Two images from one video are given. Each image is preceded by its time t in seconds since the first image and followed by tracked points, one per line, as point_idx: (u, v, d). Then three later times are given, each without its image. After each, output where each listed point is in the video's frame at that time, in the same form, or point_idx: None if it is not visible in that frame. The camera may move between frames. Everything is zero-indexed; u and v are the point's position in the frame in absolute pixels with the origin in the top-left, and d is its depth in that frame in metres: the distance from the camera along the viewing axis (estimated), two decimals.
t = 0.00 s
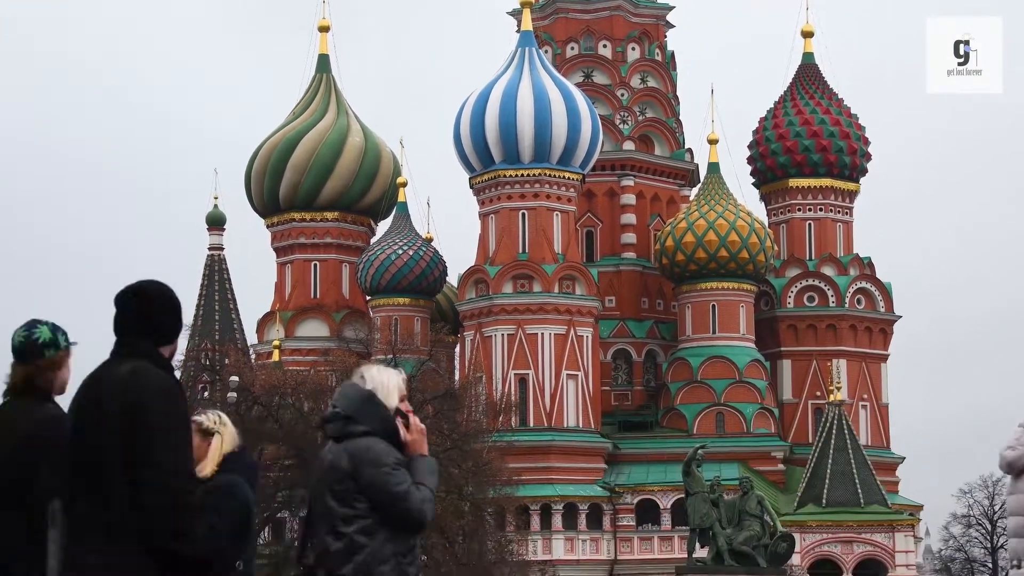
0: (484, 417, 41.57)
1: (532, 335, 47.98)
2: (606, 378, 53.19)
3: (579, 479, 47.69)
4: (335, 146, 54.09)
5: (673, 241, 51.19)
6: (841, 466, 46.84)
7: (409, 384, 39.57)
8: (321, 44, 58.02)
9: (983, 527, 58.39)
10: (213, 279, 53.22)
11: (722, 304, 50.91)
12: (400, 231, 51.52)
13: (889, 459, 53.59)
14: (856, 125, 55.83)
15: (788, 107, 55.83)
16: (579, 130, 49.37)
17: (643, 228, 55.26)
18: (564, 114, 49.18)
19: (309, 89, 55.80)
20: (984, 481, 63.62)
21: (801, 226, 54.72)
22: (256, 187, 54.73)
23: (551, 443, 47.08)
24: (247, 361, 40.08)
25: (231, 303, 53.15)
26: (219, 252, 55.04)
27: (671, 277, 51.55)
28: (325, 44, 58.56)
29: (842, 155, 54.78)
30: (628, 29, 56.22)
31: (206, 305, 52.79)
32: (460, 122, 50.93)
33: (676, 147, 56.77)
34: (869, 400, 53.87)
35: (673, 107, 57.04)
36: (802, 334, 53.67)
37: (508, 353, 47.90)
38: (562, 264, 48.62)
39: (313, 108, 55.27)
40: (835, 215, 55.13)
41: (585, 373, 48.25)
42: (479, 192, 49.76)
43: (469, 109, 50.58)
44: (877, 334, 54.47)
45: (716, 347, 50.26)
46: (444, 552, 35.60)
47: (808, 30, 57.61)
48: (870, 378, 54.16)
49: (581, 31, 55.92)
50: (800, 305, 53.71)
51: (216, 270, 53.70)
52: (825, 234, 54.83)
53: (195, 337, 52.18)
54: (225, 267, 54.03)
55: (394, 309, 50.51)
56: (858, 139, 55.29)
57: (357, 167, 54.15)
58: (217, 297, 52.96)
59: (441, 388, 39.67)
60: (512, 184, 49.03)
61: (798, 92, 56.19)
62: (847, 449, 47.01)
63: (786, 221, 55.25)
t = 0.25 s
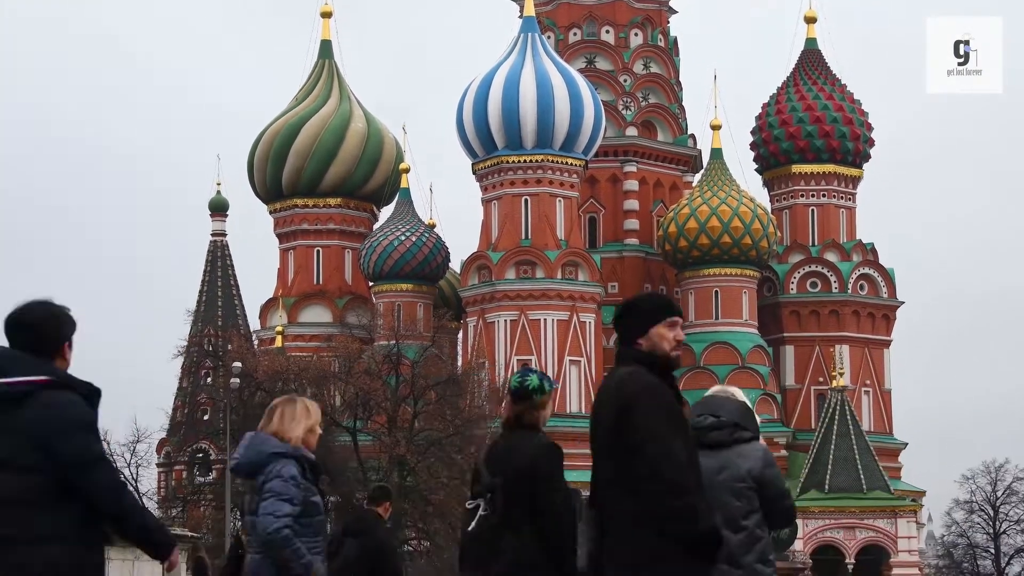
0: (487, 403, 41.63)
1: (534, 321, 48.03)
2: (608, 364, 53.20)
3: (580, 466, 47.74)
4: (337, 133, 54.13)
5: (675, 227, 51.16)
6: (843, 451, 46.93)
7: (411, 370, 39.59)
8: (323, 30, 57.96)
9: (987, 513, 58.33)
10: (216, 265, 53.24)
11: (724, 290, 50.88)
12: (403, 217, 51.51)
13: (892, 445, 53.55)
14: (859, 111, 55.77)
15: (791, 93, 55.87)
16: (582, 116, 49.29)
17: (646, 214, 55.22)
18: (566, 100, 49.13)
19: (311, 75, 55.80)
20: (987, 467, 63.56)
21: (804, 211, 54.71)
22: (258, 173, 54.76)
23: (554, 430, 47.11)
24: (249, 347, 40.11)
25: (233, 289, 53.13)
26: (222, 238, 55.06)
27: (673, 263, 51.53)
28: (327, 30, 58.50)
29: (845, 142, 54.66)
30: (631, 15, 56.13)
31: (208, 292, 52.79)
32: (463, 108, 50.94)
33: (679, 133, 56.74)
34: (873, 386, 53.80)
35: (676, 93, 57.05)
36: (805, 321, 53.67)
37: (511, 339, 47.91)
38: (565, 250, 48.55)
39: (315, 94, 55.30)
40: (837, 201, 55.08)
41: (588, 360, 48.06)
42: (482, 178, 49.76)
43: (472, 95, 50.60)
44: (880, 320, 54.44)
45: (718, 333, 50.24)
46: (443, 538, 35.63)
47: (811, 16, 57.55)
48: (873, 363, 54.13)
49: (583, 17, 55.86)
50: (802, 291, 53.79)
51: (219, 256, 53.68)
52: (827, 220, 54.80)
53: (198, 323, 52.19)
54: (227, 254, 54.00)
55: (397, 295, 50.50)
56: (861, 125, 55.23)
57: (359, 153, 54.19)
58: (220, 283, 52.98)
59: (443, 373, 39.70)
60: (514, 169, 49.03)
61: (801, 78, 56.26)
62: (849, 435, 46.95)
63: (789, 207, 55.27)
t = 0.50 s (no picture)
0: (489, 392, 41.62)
1: (537, 309, 48.03)
2: (610, 352, 53.18)
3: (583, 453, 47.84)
4: (340, 120, 54.10)
5: (678, 215, 51.19)
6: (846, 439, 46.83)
7: (413, 358, 39.47)
8: (326, 19, 57.95)
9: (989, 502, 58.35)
10: (219, 253, 53.23)
11: (727, 278, 50.84)
12: (404, 205, 51.48)
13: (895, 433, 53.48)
14: (862, 98, 55.70)
15: (793, 81, 55.74)
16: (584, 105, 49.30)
17: (648, 202, 55.20)
18: (568, 88, 49.08)
19: (314, 63, 55.74)
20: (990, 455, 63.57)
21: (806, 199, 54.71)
22: (261, 161, 54.74)
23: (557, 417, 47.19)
24: (252, 335, 40.05)
25: (236, 277, 53.14)
26: (224, 226, 55.05)
27: (676, 252, 51.54)
28: (330, 18, 58.48)
29: (848, 129, 54.64)
30: (634, 3, 56.15)
31: (211, 280, 52.81)
32: (465, 96, 50.91)
33: (681, 121, 56.68)
34: (875, 374, 53.78)
35: (678, 81, 56.95)
36: (807, 309, 53.68)
37: (514, 327, 47.92)
38: (568, 239, 48.51)
39: (318, 82, 55.25)
40: (839, 188, 55.09)
41: (590, 347, 48.26)
42: (484, 167, 49.76)
43: (475, 84, 50.59)
44: (883, 308, 54.43)
45: (719, 321, 50.24)
46: (447, 526, 35.56)
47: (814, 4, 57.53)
48: (876, 351, 54.11)
49: (586, 5, 55.84)
50: (804, 279, 53.77)
51: (221, 244, 53.69)
52: (830, 208, 54.79)
53: (201, 311, 52.21)
54: (230, 242, 54.00)
55: (399, 283, 50.55)
56: (863, 113, 55.15)
57: (362, 141, 54.18)
58: (222, 272, 52.97)
59: (446, 362, 39.61)
60: (516, 158, 49.03)
61: (803, 66, 56.10)
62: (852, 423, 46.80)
63: (791, 195, 55.25)
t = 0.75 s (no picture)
0: (492, 378, 41.67)
1: (540, 295, 47.99)
2: (614, 338, 53.20)
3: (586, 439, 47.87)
4: (343, 107, 54.05)
5: (681, 201, 51.10)
6: (850, 425, 46.76)
7: (417, 344, 39.44)
8: (329, 5, 57.92)
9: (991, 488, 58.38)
10: (223, 240, 53.28)
11: (730, 265, 50.82)
12: (408, 191, 51.41)
13: (898, 419, 53.48)
14: (865, 84, 55.66)
15: (797, 66, 55.68)
16: (587, 91, 49.27)
17: (652, 188, 55.18)
18: (572, 75, 49.05)
19: (317, 48, 55.67)
20: (994, 441, 63.61)
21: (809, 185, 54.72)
22: (264, 146, 54.69)
23: (560, 404, 47.24)
24: (255, 321, 40.07)
25: (239, 264, 53.15)
26: (228, 213, 55.09)
27: (679, 238, 51.53)
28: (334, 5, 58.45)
29: (851, 115, 54.58)
30: None
31: (215, 266, 52.84)
32: (468, 82, 50.88)
33: (685, 107, 56.66)
34: (878, 360, 53.77)
35: (681, 67, 56.95)
36: (810, 295, 53.69)
37: (516, 313, 47.94)
38: (571, 225, 48.48)
39: (321, 68, 55.18)
40: (842, 174, 55.13)
41: (593, 334, 48.30)
42: (487, 153, 49.75)
43: (478, 70, 50.56)
44: (886, 294, 54.41)
45: (722, 308, 50.23)
46: (451, 512, 35.62)
47: None
48: (879, 337, 54.11)
49: None
50: (808, 266, 53.70)
51: (225, 231, 53.69)
52: (833, 193, 54.76)
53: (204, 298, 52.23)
54: (234, 229, 54.01)
55: (402, 270, 50.59)
56: (866, 99, 55.21)
57: (365, 128, 54.14)
58: (226, 258, 53.02)
59: (449, 348, 39.60)
60: (520, 143, 49.01)
61: (807, 52, 56.00)
62: (854, 409, 46.82)
63: (795, 181, 55.27)
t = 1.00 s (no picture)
0: (495, 367, 41.69)
1: (543, 285, 48.02)
2: (616, 328, 53.22)
3: (590, 429, 47.78)
4: (346, 97, 54.01)
5: (684, 190, 51.12)
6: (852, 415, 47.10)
7: (420, 334, 39.42)
8: None
9: (994, 477, 58.40)
10: (225, 229, 53.16)
11: (732, 254, 50.82)
12: (410, 179, 51.37)
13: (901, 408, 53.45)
14: (868, 74, 55.62)
15: (800, 56, 55.65)
16: (589, 81, 49.30)
17: (655, 178, 55.14)
18: (575, 64, 49.06)
19: (320, 39, 55.61)
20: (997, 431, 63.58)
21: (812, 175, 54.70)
22: (266, 135, 54.60)
23: (563, 393, 47.28)
24: (258, 311, 40.06)
25: (242, 253, 53.12)
26: (230, 202, 55.04)
27: (682, 227, 51.52)
28: None
29: (854, 105, 54.60)
30: None
31: (217, 256, 52.81)
32: (471, 72, 50.77)
33: (688, 97, 56.59)
34: (880, 350, 53.79)
35: (684, 56, 56.83)
36: (813, 285, 53.71)
37: (519, 302, 47.97)
38: (573, 215, 48.59)
39: (324, 58, 55.12)
40: (846, 163, 55.01)
41: (596, 323, 48.33)
42: (490, 142, 49.63)
43: (480, 59, 50.47)
44: (889, 284, 54.34)
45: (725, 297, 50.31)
46: (455, 502, 35.87)
47: None
48: (882, 327, 54.08)
49: None
50: (810, 255, 53.70)
51: (227, 221, 53.63)
52: (836, 182, 54.78)
53: (207, 288, 52.22)
54: (236, 218, 53.95)
55: (405, 260, 50.58)
56: (869, 88, 55.11)
57: (368, 118, 54.09)
58: (228, 248, 52.93)
59: (453, 337, 39.57)
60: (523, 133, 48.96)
61: (810, 41, 56.08)
62: (857, 398, 47.17)
63: (798, 170, 55.21)
